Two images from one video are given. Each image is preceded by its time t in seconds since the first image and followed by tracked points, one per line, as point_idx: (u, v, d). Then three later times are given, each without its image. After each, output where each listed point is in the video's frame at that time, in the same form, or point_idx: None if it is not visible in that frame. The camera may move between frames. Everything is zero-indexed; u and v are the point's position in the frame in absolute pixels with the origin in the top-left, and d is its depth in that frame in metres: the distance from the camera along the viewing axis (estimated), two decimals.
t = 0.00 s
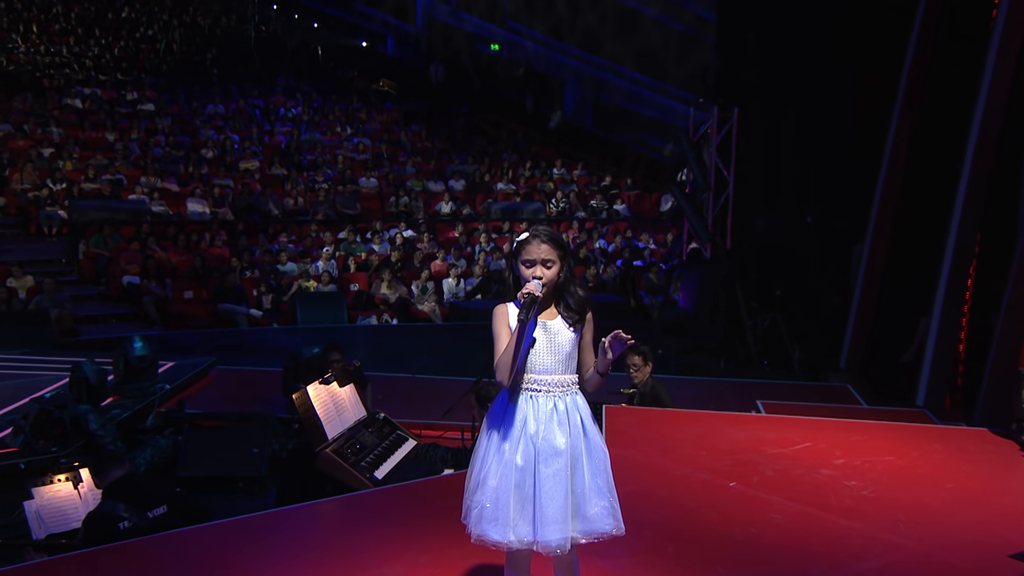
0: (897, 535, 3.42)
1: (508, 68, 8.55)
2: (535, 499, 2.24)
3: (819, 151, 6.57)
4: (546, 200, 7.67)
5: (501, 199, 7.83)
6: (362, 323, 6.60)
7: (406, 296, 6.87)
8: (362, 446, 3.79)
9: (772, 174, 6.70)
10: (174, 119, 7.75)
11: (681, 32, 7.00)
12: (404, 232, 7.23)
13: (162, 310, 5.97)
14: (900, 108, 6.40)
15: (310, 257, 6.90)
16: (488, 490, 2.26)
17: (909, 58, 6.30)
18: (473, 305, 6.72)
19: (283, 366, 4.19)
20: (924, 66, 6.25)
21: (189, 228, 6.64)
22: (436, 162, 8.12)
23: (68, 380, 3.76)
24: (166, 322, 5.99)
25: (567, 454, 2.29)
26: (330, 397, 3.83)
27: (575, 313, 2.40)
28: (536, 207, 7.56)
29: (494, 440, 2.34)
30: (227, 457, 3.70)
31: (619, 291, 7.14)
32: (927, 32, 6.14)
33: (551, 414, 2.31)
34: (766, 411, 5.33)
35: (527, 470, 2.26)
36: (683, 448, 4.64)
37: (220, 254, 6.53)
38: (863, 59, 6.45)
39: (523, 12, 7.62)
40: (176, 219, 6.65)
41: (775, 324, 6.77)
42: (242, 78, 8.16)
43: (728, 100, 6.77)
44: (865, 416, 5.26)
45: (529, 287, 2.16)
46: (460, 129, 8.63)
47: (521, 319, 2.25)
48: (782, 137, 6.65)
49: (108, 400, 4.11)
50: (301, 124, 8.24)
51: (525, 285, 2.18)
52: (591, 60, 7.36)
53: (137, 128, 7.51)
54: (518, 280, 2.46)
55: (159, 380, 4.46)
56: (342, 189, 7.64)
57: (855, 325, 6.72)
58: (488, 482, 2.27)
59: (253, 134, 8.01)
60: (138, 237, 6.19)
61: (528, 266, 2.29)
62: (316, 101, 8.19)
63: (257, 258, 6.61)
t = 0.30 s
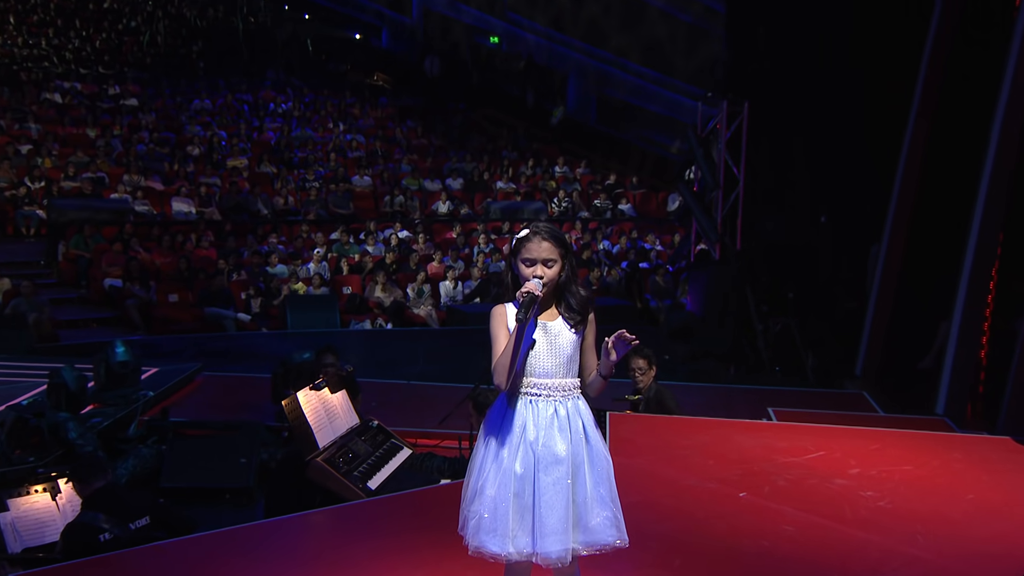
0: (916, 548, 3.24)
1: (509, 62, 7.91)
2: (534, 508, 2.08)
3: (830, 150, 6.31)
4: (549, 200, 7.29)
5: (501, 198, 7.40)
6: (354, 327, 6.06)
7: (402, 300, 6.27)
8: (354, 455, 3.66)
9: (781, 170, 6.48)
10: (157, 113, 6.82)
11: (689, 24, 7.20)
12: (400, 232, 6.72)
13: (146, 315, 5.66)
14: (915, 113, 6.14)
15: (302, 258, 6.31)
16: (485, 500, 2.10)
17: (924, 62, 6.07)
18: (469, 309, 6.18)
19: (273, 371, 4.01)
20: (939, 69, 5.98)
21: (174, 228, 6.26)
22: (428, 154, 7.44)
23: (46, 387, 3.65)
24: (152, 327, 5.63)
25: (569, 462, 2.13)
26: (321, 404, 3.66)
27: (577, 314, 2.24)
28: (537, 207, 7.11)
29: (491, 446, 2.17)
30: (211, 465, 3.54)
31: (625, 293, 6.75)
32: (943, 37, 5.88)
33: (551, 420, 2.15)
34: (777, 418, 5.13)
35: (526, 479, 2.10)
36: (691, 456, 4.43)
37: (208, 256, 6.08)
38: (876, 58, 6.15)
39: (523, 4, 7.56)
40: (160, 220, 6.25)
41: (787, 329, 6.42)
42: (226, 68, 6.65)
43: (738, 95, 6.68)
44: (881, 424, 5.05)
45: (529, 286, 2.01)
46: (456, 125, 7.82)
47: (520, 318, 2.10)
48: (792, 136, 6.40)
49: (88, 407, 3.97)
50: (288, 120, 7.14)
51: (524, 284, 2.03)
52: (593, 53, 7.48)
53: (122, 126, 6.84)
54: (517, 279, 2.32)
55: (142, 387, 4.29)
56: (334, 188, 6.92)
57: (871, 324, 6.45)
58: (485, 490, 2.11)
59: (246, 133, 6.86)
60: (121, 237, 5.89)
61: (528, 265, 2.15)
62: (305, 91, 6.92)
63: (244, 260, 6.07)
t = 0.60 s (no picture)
0: (935, 560, 3.06)
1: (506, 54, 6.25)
2: (534, 518, 2.05)
3: (849, 148, 6.03)
4: (552, 198, 6.13)
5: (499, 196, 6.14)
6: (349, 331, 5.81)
7: (397, 303, 5.89)
8: (346, 464, 3.50)
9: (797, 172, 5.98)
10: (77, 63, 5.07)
11: (697, 14, 6.18)
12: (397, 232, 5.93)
13: (128, 319, 5.14)
14: (933, 109, 6.05)
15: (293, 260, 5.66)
16: (484, 509, 2.07)
17: (942, 58, 5.98)
18: (469, 314, 5.93)
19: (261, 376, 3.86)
20: (958, 67, 5.88)
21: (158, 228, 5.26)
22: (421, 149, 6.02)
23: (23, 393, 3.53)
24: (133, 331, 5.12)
25: (570, 470, 2.09)
26: (312, 410, 3.49)
27: (578, 314, 2.19)
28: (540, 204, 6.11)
29: (489, 452, 2.14)
30: (194, 473, 3.36)
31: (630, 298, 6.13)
32: (961, 37, 5.81)
33: (552, 425, 2.11)
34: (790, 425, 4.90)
35: (525, 486, 2.07)
36: (698, 464, 4.24)
37: (191, 257, 5.33)
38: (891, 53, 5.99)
39: None
40: (143, 217, 5.23)
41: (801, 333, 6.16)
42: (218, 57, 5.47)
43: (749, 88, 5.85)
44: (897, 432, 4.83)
45: (527, 283, 1.97)
46: (453, 120, 6.11)
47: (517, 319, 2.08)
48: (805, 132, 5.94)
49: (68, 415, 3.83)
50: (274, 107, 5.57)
51: (522, 282, 1.99)
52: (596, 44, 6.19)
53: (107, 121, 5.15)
54: (517, 278, 2.27)
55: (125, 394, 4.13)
56: (325, 187, 5.75)
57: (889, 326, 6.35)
58: (483, 499, 2.08)
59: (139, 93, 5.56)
60: (102, 239, 5.06)
61: (526, 263, 2.09)
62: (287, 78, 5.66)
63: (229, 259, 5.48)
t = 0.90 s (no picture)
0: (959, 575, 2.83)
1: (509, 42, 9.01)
2: (533, 526, 1.78)
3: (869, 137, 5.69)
4: (552, 194, 7.05)
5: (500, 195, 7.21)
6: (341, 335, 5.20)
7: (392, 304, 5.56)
8: (338, 471, 3.33)
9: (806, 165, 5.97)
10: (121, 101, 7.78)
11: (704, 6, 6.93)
12: (389, 231, 6.26)
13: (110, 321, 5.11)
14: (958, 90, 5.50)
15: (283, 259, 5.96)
16: (478, 516, 1.80)
17: (965, 35, 5.38)
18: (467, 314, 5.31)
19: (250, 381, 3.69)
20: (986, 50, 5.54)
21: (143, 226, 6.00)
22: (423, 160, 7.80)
23: None
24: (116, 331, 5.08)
25: (572, 473, 1.81)
26: (302, 415, 3.33)
27: (579, 313, 1.88)
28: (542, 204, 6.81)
29: (485, 456, 1.86)
30: (179, 484, 3.24)
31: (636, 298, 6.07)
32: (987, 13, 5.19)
33: (551, 428, 1.83)
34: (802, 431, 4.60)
35: (523, 493, 1.79)
36: (708, 472, 3.93)
37: (179, 256, 5.75)
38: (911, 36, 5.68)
39: None
40: (125, 218, 5.97)
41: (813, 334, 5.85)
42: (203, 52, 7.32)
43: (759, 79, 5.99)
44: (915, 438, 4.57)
45: (525, 279, 1.69)
46: (449, 113, 8.77)
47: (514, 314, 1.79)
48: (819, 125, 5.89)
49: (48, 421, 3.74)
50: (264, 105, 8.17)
51: (519, 277, 1.71)
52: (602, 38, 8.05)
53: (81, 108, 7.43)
54: (514, 273, 1.98)
55: (107, 398, 4.00)
56: (319, 184, 6.95)
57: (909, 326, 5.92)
58: (477, 505, 1.81)
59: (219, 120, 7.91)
60: (83, 238, 5.55)
61: (525, 256, 1.80)
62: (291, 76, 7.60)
63: (217, 261, 5.71)
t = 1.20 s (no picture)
0: None
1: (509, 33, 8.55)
2: (531, 533, 1.62)
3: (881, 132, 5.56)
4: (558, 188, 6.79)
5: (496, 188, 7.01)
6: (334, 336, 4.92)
7: (386, 304, 5.29)
8: (331, 478, 3.21)
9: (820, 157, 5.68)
10: (103, 92, 7.60)
11: None
12: (385, 228, 6.02)
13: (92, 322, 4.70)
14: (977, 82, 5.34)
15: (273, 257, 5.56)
16: (472, 521, 1.63)
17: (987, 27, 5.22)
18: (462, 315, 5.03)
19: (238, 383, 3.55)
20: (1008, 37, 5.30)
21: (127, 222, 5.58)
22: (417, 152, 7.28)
23: None
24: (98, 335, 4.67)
25: (573, 476, 1.66)
26: (292, 418, 3.16)
27: (582, 309, 1.74)
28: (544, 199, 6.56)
29: (481, 457, 1.70)
30: (164, 492, 3.09)
31: (642, 299, 5.86)
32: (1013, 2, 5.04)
33: (551, 428, 1.67)
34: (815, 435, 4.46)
35: (521, 496, 1.63)
36: (718, 478, 3.73)
37: (163, 253, 5.40)
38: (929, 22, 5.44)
39: None
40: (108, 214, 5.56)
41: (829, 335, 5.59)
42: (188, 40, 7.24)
43: (772, 69, 5.61)
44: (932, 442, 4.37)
45: (523, 273, 1.57)
46: (448, 105, 8.15)
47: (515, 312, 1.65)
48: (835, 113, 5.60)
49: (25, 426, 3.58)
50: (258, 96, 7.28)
51: (518, 272, 1.58)
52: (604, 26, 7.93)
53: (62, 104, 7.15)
54: (515, 268, 1.85)
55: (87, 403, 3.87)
56: (309, 179, 6.34)
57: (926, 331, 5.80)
58: (472, 510, 1.65)
59: (202, 113, 7.33)
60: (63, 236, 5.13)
61: (525, 250, 1.66)
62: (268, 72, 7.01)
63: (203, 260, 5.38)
